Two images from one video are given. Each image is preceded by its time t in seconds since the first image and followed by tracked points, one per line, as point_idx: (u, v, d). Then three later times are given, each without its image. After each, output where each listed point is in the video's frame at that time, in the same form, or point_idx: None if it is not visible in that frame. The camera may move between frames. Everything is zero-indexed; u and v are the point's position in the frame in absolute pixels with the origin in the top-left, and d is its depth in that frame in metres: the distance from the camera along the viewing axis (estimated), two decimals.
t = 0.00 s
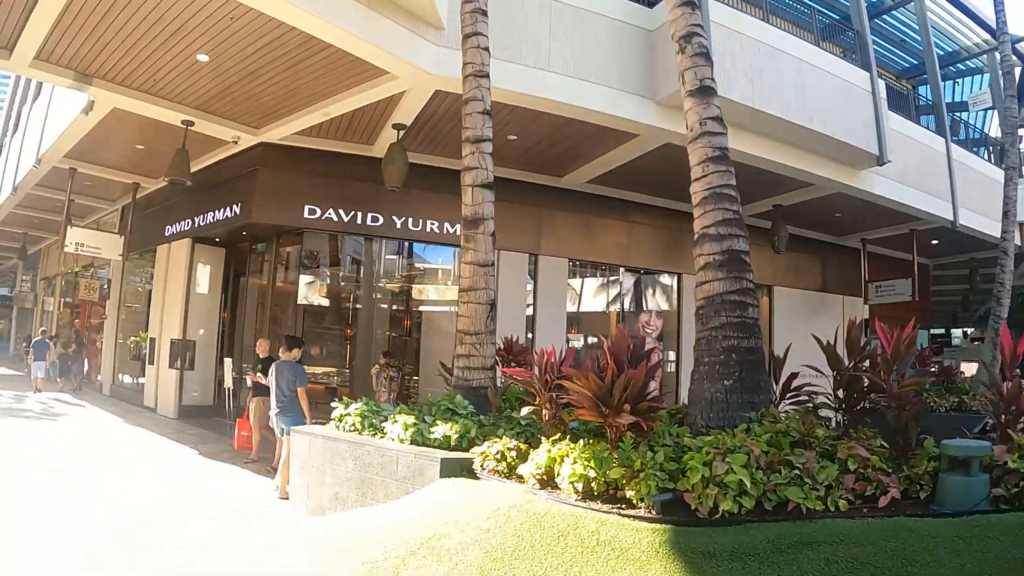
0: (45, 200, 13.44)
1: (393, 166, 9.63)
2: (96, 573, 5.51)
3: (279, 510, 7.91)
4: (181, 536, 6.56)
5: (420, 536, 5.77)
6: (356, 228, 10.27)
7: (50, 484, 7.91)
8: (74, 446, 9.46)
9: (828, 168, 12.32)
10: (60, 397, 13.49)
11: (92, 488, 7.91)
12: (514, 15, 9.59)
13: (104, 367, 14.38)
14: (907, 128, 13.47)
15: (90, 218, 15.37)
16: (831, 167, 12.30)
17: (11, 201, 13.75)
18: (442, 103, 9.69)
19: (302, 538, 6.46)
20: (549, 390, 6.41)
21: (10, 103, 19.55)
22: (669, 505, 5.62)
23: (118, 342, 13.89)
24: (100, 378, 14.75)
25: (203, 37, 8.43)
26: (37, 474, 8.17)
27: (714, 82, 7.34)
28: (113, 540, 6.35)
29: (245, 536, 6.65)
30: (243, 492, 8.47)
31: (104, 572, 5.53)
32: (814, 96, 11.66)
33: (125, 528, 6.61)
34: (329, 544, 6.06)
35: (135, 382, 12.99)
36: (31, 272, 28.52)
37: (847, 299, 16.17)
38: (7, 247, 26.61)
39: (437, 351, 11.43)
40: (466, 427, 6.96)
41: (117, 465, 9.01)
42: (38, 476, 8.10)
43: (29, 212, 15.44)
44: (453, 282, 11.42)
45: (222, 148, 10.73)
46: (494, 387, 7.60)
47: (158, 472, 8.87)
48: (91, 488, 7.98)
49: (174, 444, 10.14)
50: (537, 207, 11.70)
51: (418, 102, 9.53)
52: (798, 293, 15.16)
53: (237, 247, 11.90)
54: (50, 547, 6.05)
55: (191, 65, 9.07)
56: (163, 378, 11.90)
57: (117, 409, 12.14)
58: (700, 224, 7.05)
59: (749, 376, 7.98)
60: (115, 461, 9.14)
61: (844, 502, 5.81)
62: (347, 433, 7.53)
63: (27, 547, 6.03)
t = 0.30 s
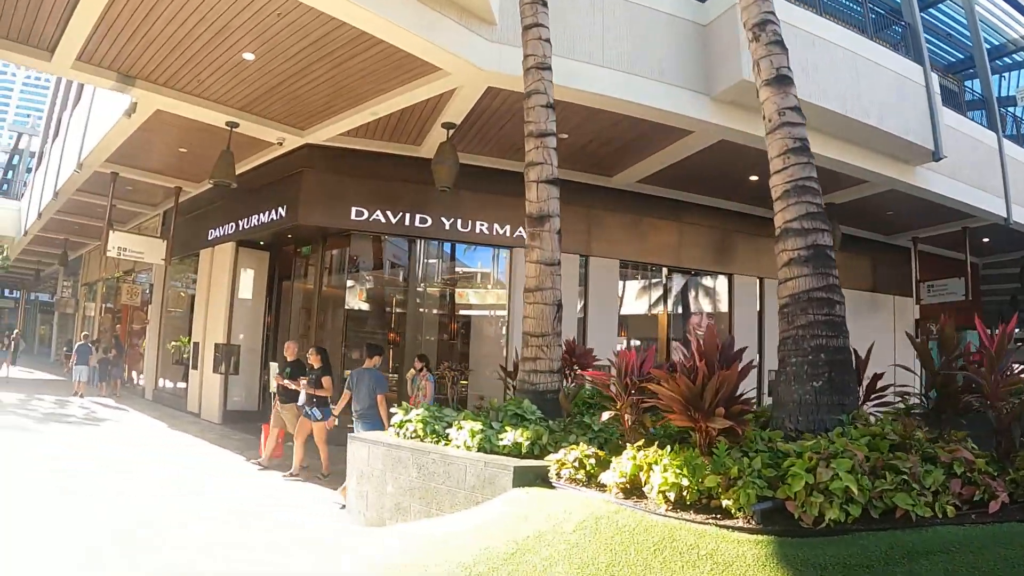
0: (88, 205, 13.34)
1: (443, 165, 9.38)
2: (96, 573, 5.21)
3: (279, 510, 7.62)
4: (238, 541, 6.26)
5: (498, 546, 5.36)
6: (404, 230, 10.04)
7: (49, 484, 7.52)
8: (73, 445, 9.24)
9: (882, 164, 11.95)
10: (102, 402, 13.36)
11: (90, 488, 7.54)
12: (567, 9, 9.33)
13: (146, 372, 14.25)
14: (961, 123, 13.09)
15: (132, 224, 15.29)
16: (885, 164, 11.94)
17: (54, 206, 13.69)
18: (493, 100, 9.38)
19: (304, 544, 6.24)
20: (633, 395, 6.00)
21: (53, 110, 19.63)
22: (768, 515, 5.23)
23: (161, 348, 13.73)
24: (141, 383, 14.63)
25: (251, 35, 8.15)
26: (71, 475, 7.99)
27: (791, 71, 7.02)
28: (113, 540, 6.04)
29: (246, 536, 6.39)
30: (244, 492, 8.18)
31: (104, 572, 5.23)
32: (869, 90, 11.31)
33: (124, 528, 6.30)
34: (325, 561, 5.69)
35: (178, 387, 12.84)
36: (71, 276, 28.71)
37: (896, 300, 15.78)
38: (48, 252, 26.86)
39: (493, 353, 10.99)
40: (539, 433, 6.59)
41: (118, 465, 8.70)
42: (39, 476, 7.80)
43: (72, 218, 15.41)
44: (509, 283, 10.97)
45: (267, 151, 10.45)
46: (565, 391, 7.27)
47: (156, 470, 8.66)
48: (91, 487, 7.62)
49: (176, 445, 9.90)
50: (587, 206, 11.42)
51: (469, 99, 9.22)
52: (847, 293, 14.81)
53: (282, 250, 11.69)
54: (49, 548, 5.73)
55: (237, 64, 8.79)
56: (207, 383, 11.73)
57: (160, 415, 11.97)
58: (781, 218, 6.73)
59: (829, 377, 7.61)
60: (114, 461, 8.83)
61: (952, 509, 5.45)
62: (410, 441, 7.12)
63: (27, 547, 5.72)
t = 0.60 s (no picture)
0: (120, 208, 13.18)
1: (484, 165, 9.11)
2: (96, 573, 4.99)
3: (280, 510, 7.41)
4: (281, 550, 5.97)
5: (568, 565, 4.98)
6: (444, 232, 9.81)
7: (50, 484, 7.29)
8: (72, 445, 9.05)
9: (929, 162, 11.59)
10: (134, 406, 13.18)
11: (91, 487, 7.34)
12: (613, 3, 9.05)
13: (178, 376, 14.03)
14: (1007, 120, 12.72)
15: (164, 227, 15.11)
16: (933, 162, 11.58)
17: (86, 209, 13.55)
18: (535, 98, 9.04)
19: (304, 544, 6.15)
20: (707, 404, 5.66)
21: (85, 114, 19.61)
22: (860, 532, 4.87)
23: (193, 351, 13.48)
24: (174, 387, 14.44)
25: (288, 31, 7.81)
26: (98, 477, 7.82)
27: (860, 62, 6.70)
28: (113, 540, 5.82)
29: (245, 536, 6.23)
30: (244, 492, 7.97)
31: (104, 573, 5.02)
32: (917, 85, 10.97)
33: (124, 528, 6.06)
34: (321, 564, 5.54)
35: (210, 390, 12.64)
36: (103, 280, 28.73)
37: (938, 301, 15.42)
38: (81, 256, 26.93)
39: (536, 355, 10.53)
40: (602, 443, 6.25)
41: (118, 465, 8.47)
42: (36, 474, 7.59)
43: (104, 221, 15.29)
44: (553, 285, 10.53)
45: (301, 151, 10.16)
46: (624, 398, 6.94)
47: (155, 469, 8.47)
48: (91, 487, 7.37)
49: (176, 445, 9.71)
50: (630, 207, 11.14)
51: (511, 96, 8.89)
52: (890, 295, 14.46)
53: (317, 252, 11.41)
54: (48, 547, 5.51)
55: (272, 62, 8.47)
56: (241, 388, 11.49)
57: (191, 419, 11.76)
58: (855, 216, 6.39)
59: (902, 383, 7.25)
60: (115, 461, 8.59)
61: None
62: (462, 453, 6.71)
63: (25, 546, 5.50)
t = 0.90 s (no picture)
0: (148, 208, 13.02)
1: (524, 159, 8.78)
2: (95, 574, 4.91)
3: (280, 510, 7.23)
4: (326, 560, 5.68)
5: None
6: (481, 229, 9.52)
7: (49, 484, 7.22)
8: (77, 446, 8.93)
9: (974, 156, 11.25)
10: (161, 407, 13.00)
11: (104, 489, 7.20)
12: None
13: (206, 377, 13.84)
14: None
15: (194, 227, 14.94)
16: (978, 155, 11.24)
17: (114, 210, 13.41)
18: (576, 91, 8.72)
19: (301, 544, 6.12)
20: (786, 406, 5.33)
21: (111, 114, 19.55)
22: (961, 539, 4.55)
23: (222, 352, 13.23)
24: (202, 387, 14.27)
25: (322, 21, 7.42)
26: (127, 480, 7.68)
27: (930, 44, 6.40)
28: (113, 540, 5.73)
29: (245, 536, 6.17)
30: (243, 492, 7.77)
31: (102, 574, 4.93)
32: (962, 76, 10.66)
33: (124, 528, 5.98)
34: (320, 564, 5.53)
35: (239, 392, 12.42)
36: (131, 280, 28.77)
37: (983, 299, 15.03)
38: (109, 257, 27.04)
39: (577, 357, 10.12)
40: (666, 447, 5.89)
41: (117, 465, 8.36)
42: (28, 477, 7.46)
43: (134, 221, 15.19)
44: (591, 282, 10.15)
45: (332, 147, 9.83)
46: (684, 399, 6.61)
47: (151, 469, 8.36)
48: (92, 488, 7.26)
49: (179, 446, 9.55)
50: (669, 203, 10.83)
51: (551, 88, 8.54)
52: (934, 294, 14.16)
53: (349, 251, 11.13)
54: (47, 547, 5.40)
55: (305, 55, 8.08)
56: (271, 390, 11.23)
57: (220, 421, 11.55)
58: (931, 205, 6.07)
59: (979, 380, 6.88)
60: (115, 461, 8.47)
61: None
62: (514, 457, 6.33)
63: (26, 545, 5.41)
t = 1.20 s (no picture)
0: (172, 211, 12.81)
1: (561, 155, 8.49)
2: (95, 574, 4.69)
3: (280, 510, 7.01)
4: (376, 573, 5.33)
5: None
6: (516, 228, 9.20)
7: (52, 485, 7.10)
8: (101, 452, 8.74)
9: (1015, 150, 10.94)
10: (185, 411, 12.75)
11: (133, 496, 6.98)
12: None
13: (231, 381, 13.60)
14: None
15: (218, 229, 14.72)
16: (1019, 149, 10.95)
17: (138, 212, 13.22)
18: (613, 85, 8.40)
19: (300, 543, 5.87)
20: (868, 409, 5.10)
21: (134, 118, 19.47)
22: None
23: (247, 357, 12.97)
24: (226, 392, 14.03)
25: (358, 12, 7.02)
26: (158, 486, 7.46)
27: (999, 27, 6.12)
28: (112, 539, 5.53)
29: (244, 536, 5.93)
30: (243, 492, 7.64)
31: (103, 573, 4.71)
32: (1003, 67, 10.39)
33: (124, 528, 5.78)
34: (320, 563, 5.33)
35: (264, 396, 12.13)
36: (153, 283, 28.57)
37: None
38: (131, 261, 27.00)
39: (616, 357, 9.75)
40: (734, 453, 5.56)
41: (139, 470, 8.17)
42: (52, 481, 7.27)
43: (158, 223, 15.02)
44: (628, 281, 9.81)
45: (360, 146, 9.51)
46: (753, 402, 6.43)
47: (177, 475, 8.15)
48: (92, 488, 7.18)
49: (198, 451, 9.37)
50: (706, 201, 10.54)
51: (590, 81, 8.18)
52: (973, 292, 13.90)
53: (377, 252, 10.84)
54: (45, 547, 5.20)
55: (337, 48, 7.70)
56: (299, 395, 10.94)
57: (247, 426, 11.28)
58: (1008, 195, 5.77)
59: None
60: (136, 466, 8.30)
61: None
62: (567, 464, 5.93)
63: (24, 543, 5.26)
